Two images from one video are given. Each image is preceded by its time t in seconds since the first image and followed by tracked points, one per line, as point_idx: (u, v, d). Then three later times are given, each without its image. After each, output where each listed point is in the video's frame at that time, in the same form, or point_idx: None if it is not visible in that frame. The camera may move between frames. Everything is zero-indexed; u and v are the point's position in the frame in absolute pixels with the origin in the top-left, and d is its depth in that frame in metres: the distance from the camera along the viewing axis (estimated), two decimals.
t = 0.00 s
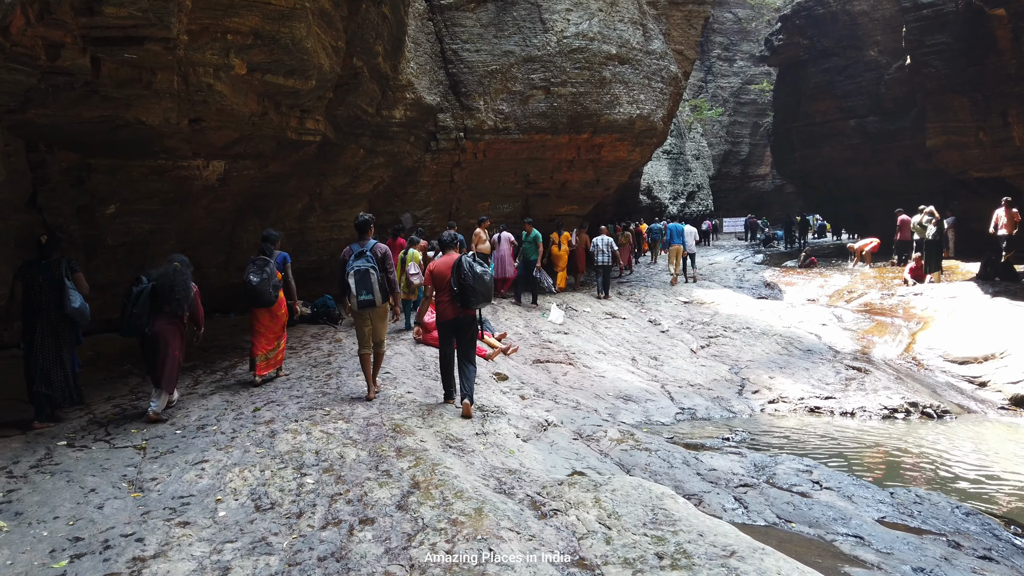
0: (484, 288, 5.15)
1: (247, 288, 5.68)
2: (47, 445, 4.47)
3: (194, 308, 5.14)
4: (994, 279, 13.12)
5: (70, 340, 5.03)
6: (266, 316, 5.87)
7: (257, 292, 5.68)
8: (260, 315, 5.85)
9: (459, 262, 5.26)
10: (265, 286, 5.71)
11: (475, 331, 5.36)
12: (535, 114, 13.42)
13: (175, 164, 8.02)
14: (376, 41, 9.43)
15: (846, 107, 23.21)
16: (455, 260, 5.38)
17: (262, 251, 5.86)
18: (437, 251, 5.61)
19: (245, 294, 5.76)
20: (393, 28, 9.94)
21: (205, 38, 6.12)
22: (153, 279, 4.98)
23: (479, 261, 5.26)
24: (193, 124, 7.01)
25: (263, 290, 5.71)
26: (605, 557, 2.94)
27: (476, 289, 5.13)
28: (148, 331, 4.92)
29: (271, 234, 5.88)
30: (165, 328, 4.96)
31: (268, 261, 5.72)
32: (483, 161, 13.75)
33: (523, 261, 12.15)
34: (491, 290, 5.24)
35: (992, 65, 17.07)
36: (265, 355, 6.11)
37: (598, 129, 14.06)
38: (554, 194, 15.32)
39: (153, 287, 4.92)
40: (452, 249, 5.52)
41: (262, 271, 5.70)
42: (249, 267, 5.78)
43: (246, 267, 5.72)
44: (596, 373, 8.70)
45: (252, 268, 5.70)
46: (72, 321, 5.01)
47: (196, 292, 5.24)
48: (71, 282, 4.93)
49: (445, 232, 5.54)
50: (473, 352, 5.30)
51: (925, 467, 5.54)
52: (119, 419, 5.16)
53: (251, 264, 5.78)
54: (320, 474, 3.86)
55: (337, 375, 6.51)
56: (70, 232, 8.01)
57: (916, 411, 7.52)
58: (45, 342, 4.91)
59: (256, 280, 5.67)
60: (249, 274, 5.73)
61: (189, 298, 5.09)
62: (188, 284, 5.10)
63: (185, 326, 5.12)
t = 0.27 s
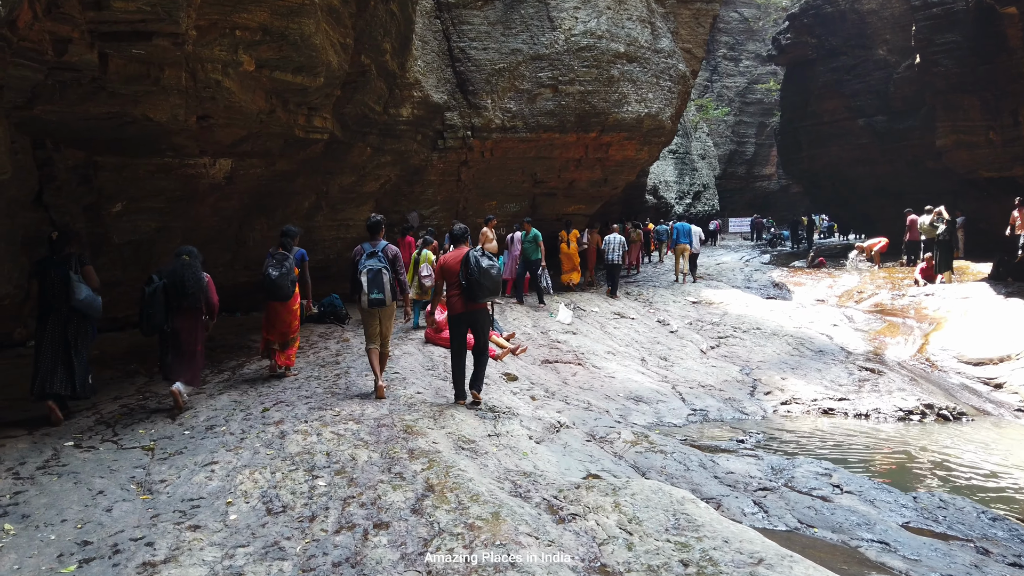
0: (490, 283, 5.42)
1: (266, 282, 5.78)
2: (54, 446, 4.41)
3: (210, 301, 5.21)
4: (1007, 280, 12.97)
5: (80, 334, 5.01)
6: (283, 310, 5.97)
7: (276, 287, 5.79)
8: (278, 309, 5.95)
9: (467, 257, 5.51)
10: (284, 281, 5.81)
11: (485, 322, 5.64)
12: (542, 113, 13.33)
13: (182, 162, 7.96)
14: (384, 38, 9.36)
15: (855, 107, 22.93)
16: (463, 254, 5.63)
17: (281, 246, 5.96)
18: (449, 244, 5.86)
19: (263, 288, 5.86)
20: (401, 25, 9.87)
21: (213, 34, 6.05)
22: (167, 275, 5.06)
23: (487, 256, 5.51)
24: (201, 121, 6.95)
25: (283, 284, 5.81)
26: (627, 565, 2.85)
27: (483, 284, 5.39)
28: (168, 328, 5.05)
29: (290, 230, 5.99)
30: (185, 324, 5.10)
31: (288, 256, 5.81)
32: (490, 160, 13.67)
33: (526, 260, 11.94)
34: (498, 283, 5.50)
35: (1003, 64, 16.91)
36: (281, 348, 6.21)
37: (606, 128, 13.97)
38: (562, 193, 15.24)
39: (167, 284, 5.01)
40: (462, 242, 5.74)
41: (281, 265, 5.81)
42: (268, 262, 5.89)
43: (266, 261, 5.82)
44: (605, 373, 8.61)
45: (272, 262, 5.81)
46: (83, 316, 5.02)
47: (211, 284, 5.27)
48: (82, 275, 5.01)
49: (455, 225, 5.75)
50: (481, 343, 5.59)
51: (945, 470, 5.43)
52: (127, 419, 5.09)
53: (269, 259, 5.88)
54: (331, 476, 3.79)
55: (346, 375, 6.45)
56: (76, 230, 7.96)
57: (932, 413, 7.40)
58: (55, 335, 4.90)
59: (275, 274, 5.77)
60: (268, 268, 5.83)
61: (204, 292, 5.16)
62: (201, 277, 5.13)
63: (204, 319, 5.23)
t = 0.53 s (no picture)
0: (505, 290, 5.35)
1: (281, 285, 5.91)
2: (64, 451, 4.34)
3: (229, 302, 5.17)
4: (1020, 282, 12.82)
5: (94, 334, 5.09)
6: (297, 312, 6.11)
7: (291, 290, 5.92)
8: (293, 312, 6.11)
9: (485, 263, 5.44)
10: (299, 284, 5.95)
11: (499, 326, 5.61)
12: (551, 113, 13.25)
13: (190, 162, 7.89)
14: (392, 37, 9.28)
15: (862, 107, 22.64)
16: (482, 260, 5.55)
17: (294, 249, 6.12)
18: (471, 246, 5.76)
19: (278, 291, 5.99)
20: (410, 25, 9.79)
21: (224, 32, 5.97)
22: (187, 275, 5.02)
23: (504, 263, 5.43)
24: (211, 121, 6.88)
25: (298, 287, 5.95)
26: None
27: (497, 291, 5.34)
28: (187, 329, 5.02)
29: (303, 233, 6.12)
30: (204, 324, 5.08)
31: (303, 260, 5.96)
32: (498, 161, 13.59)
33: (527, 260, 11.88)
34: (513, 291, 5.43)
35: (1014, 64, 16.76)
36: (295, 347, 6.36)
37: (615, 128, 13.87)
38: (569, 194, 15.15)
39: (186, 285, 4.97)
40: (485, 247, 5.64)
41: (297, 269, 5.95)
42: (283, 265, 6.03)
43: (281, 264, 5.94)
44: (616, 376, 8.51)
45: (287, 265, 5.93)
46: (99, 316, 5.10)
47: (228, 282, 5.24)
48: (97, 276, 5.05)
49: (478, 229, 5.66)
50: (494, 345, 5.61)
51: (968, 477, 5.32)
52: (137, 423, 5.02)
53: (284, 262, 6.00)
54: (348, 483, 3.71)
55: (357, 378, 6.37)
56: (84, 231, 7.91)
57: (950, 417, 7.28)
58: (69, 334, 5.00)
59: (290, 278, 5.90)
60: (283, 272, 5.95)
61: (223, 293, 5.12)
62: (219, 278, 5.09)
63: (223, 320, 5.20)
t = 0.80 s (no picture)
0: (522, 288, 5.45)
1: (290, 280, 6.06)
2: (70, 457, 4.27)
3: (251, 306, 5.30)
4: None
5: (112, 340, 5.19)
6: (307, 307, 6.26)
7: (300, 285, 6.07)
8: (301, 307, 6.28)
9: (501, 262, 5.56)
10: (307, 278, 6.09)
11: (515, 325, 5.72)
12: (555, 114, 13.18)
13: (193, 163, 7.81)
14: (398, 36, 9.21)
15: (866, 108, 22.49)
16: (499, 260, 5.68)
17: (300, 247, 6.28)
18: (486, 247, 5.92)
19: (287, 286, 6.13)
20: (415, 24, 9.72)
21: (231, 31, 5.90)
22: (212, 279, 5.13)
23: (519, 262, 5.55)
24: (216, 121, 6.81)
25: (306, 282, 6.10)
26: None
27: (514, 290, 5.45)
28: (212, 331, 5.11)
29: (309, 230, 6.25)
30: (229, 328, 5.18)
31: (310, 255, 6.10)
32: (502, 161, 13.51)
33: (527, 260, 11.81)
34: (529, 290, 5.52)
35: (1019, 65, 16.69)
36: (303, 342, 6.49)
37: (619, 129, 13.80)
38: (573, 194, 15.09)
39: (212, 288, 5.07)
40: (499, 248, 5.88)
41: (305, 264, 6.10)
42: (291, 262, 6.17)
43: (289, 261, 6.09)
44: (623, 379, 8.43)
45: (295, 261, 6.08)
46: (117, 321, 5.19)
47: (251, 287, 5.36)
48: (116, 283, 5.12)
49: (492, 232, 5.88)
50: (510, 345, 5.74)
51: (985, 483, 5.25)
52: (143, 428, 4.95)
53: (292, 258, 6.15)
54: (361, 491, 3.65)
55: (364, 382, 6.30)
56: (87, 232, 7.85)
57: (962, 421, 7.20)
58: (88, 340, 5.09)
59: (299, 273, 6.05)
60: (291, 267, 6.10)
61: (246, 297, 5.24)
62: (243, 282, 5.20)
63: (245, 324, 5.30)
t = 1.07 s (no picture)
0: (530, 288, 5.55)
1: (301, 281, 6.19)
2: (74, 460, 4.21)
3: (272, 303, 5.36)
4: None
5: (134, 333, 5.17)
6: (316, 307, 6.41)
7: (311, 286, 6.18)
8: (311, 307, 6.46)
9: (508, 265, 5.63)
10: (317, 280, 6.22)
11: (519, 326, 5.76)
12: (559, 114, 13.12)
13: (196, 163, 7.75)
14: (402, 36, 9.16)
15: (868, 108, 22.40)
16: (504, 262, 5.74)
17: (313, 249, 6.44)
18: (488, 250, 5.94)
19: (299, 288, 6.26)
20: (419, 23, 9.66)
21: (236, 30, 5.84)
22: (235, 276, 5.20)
23: (526, 263, 5.65)
24: (220, 121, 6.75)
25: (317, 284, 6.23)
26: None
27: (521, 291, 5.53)
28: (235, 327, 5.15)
29: (321, 233, 6.37)
30: (251, 324, 5.21)
31: (321, 257, 6.24)
32: (505, 161, 13.46)
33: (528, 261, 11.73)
34: (535, 290, 5.62)
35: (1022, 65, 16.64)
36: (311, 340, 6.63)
37: (623, 129, 13.74)
38: (576, 194, 15.04)
39: (236, 285, 5.13)
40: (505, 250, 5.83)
41: (316, 266, 6.25)
42: (303, 263, 6.33)
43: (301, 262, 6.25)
44: (630, 381, 8.36)
45: (306, 263, 6.24)
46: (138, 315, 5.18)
47: (271, 284, 5.45)
48: (136, 278, 5.15)
49: (497, 233, 5.84)
50: (516, 345, 5.77)
51: (999, 487, 5.18)
52: (147, 431, 4.88)
53: (305, 260, 6.30)
54: (370, 495, 3.59)
55: (370, 384, 6.23)
56: (89, 233, 7.79)
57: (972, 423, 7.13)
58: (111, 334, 5.07)
59: (310, 275, 6.18)
60: (304, 269, 6.25)
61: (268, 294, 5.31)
62: (265, 279, 5.28)
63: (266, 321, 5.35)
